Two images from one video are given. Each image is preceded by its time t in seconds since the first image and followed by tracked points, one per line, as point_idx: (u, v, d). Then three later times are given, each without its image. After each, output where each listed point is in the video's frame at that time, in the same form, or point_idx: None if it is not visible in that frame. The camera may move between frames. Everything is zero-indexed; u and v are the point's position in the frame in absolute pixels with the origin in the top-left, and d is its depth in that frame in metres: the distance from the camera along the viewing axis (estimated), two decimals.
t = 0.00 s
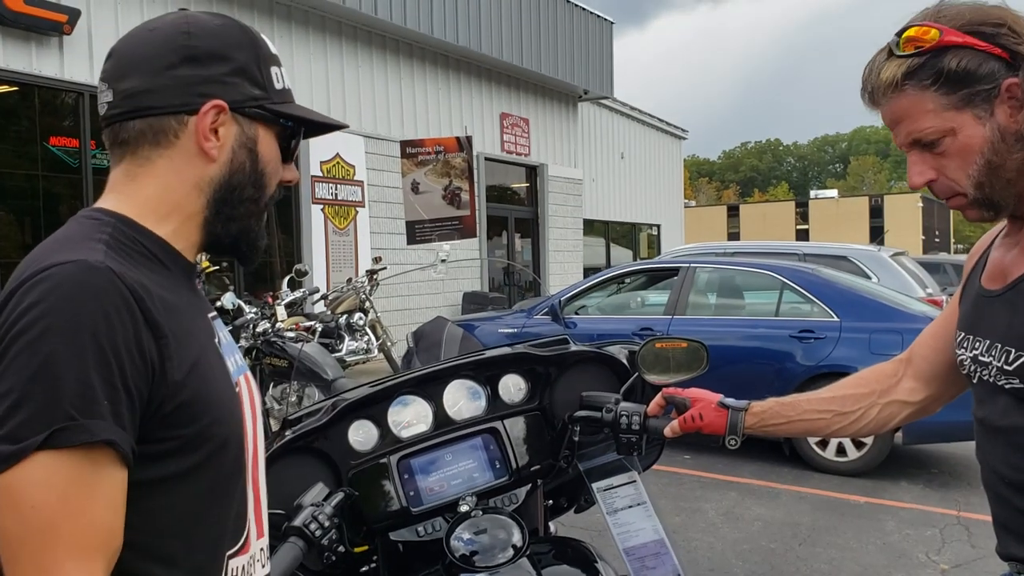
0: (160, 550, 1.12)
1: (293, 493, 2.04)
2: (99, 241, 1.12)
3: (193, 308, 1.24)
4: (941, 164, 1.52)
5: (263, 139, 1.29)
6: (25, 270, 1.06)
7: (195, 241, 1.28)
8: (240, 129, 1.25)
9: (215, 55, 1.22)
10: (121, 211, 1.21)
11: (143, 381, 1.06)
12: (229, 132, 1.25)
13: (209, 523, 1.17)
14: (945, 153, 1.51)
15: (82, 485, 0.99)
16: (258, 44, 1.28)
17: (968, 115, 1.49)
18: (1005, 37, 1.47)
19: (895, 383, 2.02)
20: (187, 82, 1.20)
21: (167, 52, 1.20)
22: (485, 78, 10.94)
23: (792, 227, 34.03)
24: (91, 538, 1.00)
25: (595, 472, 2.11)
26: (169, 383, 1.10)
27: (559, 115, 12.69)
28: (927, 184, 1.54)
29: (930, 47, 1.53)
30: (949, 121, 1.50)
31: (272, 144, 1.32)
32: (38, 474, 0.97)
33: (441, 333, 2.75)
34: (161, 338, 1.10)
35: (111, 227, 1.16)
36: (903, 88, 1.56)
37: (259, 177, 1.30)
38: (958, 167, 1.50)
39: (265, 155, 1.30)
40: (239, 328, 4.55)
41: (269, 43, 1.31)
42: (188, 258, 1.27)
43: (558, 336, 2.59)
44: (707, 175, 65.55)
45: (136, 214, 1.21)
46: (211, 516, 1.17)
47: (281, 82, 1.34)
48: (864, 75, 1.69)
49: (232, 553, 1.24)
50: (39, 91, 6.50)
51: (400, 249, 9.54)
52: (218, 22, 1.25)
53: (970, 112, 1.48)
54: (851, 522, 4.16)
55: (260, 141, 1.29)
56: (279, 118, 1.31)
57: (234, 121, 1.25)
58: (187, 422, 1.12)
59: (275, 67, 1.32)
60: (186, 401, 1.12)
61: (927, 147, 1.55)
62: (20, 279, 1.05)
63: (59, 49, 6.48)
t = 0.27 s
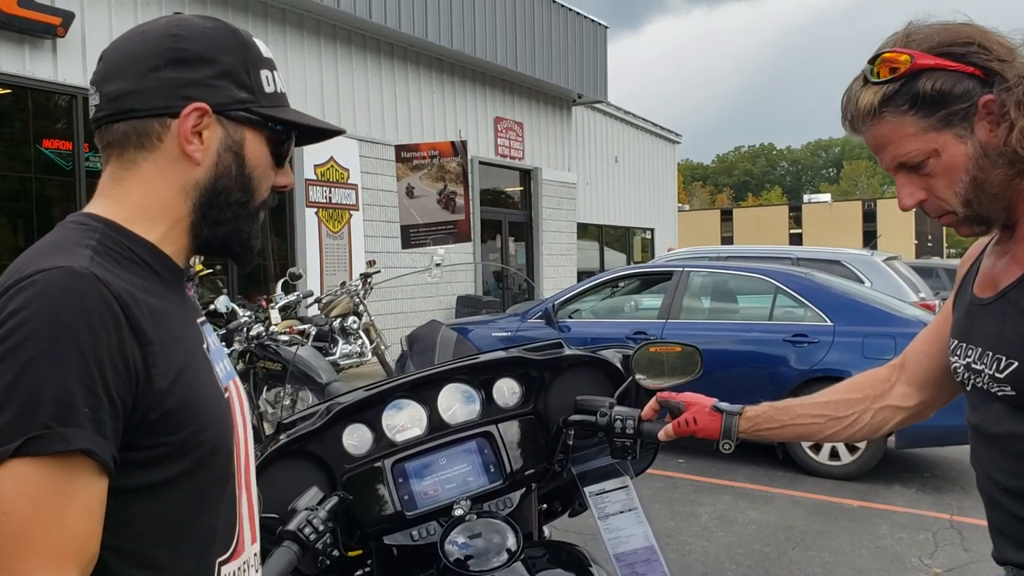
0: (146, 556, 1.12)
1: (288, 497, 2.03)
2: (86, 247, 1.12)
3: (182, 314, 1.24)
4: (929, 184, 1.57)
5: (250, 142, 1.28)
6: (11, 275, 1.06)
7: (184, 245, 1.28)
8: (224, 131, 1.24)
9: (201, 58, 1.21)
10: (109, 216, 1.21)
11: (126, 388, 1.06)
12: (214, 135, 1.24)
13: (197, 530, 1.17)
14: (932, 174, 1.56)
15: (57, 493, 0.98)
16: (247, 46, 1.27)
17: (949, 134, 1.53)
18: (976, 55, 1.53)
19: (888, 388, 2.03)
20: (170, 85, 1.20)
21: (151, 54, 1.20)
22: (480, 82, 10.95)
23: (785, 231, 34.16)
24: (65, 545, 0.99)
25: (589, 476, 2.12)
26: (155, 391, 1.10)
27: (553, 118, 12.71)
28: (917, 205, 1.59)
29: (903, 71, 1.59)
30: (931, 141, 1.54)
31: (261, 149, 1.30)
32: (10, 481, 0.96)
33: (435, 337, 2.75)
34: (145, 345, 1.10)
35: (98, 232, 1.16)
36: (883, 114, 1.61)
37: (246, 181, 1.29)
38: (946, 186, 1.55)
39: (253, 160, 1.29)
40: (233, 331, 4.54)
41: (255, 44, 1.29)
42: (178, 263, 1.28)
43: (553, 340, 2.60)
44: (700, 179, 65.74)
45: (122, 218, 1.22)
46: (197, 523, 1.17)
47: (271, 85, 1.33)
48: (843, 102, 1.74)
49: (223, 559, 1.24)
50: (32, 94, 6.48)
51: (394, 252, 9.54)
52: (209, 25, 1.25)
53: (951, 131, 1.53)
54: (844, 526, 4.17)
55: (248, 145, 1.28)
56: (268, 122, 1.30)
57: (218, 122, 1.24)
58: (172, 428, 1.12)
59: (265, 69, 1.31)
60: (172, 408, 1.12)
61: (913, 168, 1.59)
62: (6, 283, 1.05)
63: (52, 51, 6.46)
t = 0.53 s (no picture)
0: (133, 567, 1.11)
1: (285, 505, 2.02)
2: (72, 258, 1.13)
3: (169, 324, 1.25)
4: (924, 203, 1.59)
5: (201, 140, 1.25)
6: None
7: (167, 253, 1.29)
8: (169, 136, 1.23)
9: (130, 65, 1.20)
10: (95, 226, 1.23)
11: (113, 398, 1.06)
12: (160, 141, 1.23)
13: (186, 539, 1.17)
14: (926, 193, 1.58)
15: (45, 503, 0.99)
16: (179, 40, 1.23)
17: (940, 152, 1.55)
18: (961, 73, 1.55)
19: (886, 398, 2.03)
20: (108, 100, 1.20)
21: (85, 71, 1.21)
22: (478, 91, 10.99)
23: (783, 240, 34.25)
24: (50, 555, 1.00)
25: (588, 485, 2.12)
26: (141, 401, 1.10)
27: (551, 128, 12.75)
28: (915, 223, 1.61)
29: (890, 93, 1.61)
30: (922, 161, 1.56)
31: (216, 145, 1.27)
32: None
33: (434, 345, 2.75)
34: (132, 355, 1.11)
35: (82, 244, 1.18)
36: (874, 136, 1.63)
37: (205, 181, 1.26)
38: (941, 204, 1.56)
39: (207, 158, 1.26)
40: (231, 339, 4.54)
41: (194, 35, 1.25)
42: (165, 273, 1.30)
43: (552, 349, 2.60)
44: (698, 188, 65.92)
45: (104, 227, 1.24)
46: (186, 532, 1.17)
47: (217, 75, 1.27)
48: (835, 125, 1.77)
49: (209, 570, 1.24)
50: (31, 102, 6.49)
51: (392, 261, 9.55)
52: (140, 26, 1.23)
53: (942, 149, 1.55)
54: (843, 535, 4.16)
55: (197, 144, 1.25)
56: (214, 114, 1.26)
57: (161, 128, 1.23)
58: (159, 438, 1.12)
59: (207, 58, 1.26)
60: (159, 418, 1.12)
61: (908, 188, 1.60)
62: None
63: (52, 60, 6.46)
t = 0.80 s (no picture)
0: None
1: (278, 507, 2.01)
2: (51, 268, 1.13)
3: (154, 331, 1.25)
4: (913, 211, 1.60)
5: (198, 136, 1.26)
6: None
7: (156, 255, 1.30)
8: (167, 131, 1.24)
9: (130, 61, 1.22)
10: (82, 232, 1.24)
11: (88, 412, 1.05)
12: (158, 136, 1.24)
13: (172, 547, 1.18)
14: (915, 201, 1.59)
15: (20, 519, 0.98)
16: (180, 38, 1.25)
17: (926, 162, 1.57)
18: (945, 82, 1.56)
19: (880, 398, 2.04)
20: (106, 94, 1.21)
21: (83, 65, 1.22)
22: (473, 92, 10.99)
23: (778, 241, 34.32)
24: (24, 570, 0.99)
25: (584, 487, 2.12)
26: (119, 414, 1.10)
27: (546, 129, 12.75)
28: (906, 230, 1.62)
29: (875, 105, 1.63)
30: (910, 171, 1.58)
31: (214, 143, 1.28)
32: None
33: (428, 347, 2.74)
34: (108, 368, 1.10)
35: (65, 251, 1.18)
36: (862, 147, 1.66)
37: (200, 179, 1.27)
38: (930, 212, 1.58)
39: (203, 156, 1.27)
40: (225, 341, 4.53)
41: (195, 36, 1.28)
42: (153, 278, 1.30)
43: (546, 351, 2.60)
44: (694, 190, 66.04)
45: (90, 232, 1.24)
46: (170, 541, 1.17)
47: (216, 75, 1.29)
48: (827, 136, 1.80)
49: None
50: (25, 103, 6.48)
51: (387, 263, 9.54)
52: (139, 25, 1.25)
53: (928, 159, 1.57)
54: (837, 537, 4.17)
55: (194, 140, 1.26)
56: (213, 112, 1.27)
57: (160, 124, 1.24)
58: (137, 451, 1.12)
59: (207, 58, 1.28)
60: (137, 431, 1.12)
61: (898, 198, 1.62)
62: None
63: (45, 60, 6.44)
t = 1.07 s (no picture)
0: None
1: (275, 505, 2.01)
2: (51, 266, 1.13)
3: (152, 330, 1.25)
4: (910, 212, 1.61)
5: (215, 136, 1.27)
6: None
7: (160, 252, 1.29)
8: (185, 130, 1.24)
9: (148, 59, 1.22)
10: (85, 230, 1.24)
11: (83, 413, 1.05)
12: (175, 135, 1.24)
13: (169, 546, 1.17)
14: (913, 202, 1.60)
15: (12, 518, 0.98)
16: (198, 40, 1.26)
17: (922, 163, 1.57)
18: (938, 83, 1.56)
19: (877, 394, 2.04)
20: (122, 92, 1.21)
21: (102, 62, 1.21)
22: (471, 90, 10.98)
23: (776, 240, 34.34)
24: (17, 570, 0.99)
25: (580, 486, 2.11)
26: (114, 414, 1.09)
27: (544, 128, 12.75)
28: (905, 231, 1.63)
29: (869, 107, 1.63)
30: (905, 172, 1.58)
31: (230, 143, 1.29)
32: None
33: (426, 345, 2.74)
34: (103, 367, 1.09)
35: (65, 249, 1.18)
36: (857, 149, 1.66)
37: (216, 177, 1.28)
38: (928, 212, 1.59)
39: (220, 155, 1.28)
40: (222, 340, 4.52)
41: (212, 37, 1.29)
42: (155, 276, 1.30)
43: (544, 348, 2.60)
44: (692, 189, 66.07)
45: (95, 230, 1.24)
46: (166, 541, 1.17)
47: (232, 76, 1.31)
48: (822, 137, 1.80)
49: None
50: (21, 102, 6.46)
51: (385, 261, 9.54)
52: (157, 25, 1.26)
53: (923, 160, 1.57)
54: (835, 535, 4.17)
55: (212, 139, 1.27)
56: (230, 112, 1.28)
57: (177, 122, 1.24)
58: (132, 451, 1.11)
59: (224, 60, 1.29)
60: (133, 431, 1.11)
61: (895, 199, 1.63)
62: None
63: (42, 59, 6.43)
